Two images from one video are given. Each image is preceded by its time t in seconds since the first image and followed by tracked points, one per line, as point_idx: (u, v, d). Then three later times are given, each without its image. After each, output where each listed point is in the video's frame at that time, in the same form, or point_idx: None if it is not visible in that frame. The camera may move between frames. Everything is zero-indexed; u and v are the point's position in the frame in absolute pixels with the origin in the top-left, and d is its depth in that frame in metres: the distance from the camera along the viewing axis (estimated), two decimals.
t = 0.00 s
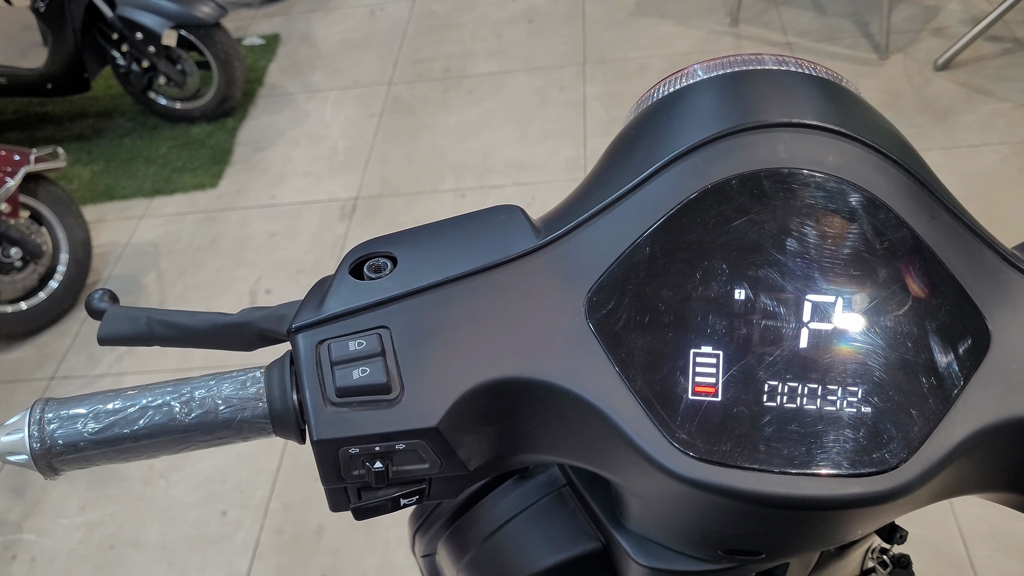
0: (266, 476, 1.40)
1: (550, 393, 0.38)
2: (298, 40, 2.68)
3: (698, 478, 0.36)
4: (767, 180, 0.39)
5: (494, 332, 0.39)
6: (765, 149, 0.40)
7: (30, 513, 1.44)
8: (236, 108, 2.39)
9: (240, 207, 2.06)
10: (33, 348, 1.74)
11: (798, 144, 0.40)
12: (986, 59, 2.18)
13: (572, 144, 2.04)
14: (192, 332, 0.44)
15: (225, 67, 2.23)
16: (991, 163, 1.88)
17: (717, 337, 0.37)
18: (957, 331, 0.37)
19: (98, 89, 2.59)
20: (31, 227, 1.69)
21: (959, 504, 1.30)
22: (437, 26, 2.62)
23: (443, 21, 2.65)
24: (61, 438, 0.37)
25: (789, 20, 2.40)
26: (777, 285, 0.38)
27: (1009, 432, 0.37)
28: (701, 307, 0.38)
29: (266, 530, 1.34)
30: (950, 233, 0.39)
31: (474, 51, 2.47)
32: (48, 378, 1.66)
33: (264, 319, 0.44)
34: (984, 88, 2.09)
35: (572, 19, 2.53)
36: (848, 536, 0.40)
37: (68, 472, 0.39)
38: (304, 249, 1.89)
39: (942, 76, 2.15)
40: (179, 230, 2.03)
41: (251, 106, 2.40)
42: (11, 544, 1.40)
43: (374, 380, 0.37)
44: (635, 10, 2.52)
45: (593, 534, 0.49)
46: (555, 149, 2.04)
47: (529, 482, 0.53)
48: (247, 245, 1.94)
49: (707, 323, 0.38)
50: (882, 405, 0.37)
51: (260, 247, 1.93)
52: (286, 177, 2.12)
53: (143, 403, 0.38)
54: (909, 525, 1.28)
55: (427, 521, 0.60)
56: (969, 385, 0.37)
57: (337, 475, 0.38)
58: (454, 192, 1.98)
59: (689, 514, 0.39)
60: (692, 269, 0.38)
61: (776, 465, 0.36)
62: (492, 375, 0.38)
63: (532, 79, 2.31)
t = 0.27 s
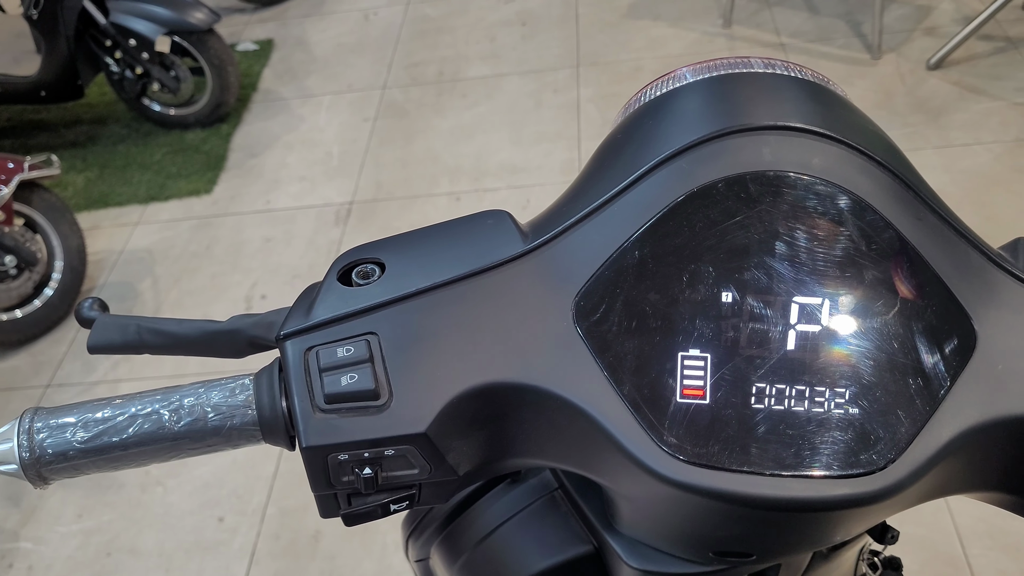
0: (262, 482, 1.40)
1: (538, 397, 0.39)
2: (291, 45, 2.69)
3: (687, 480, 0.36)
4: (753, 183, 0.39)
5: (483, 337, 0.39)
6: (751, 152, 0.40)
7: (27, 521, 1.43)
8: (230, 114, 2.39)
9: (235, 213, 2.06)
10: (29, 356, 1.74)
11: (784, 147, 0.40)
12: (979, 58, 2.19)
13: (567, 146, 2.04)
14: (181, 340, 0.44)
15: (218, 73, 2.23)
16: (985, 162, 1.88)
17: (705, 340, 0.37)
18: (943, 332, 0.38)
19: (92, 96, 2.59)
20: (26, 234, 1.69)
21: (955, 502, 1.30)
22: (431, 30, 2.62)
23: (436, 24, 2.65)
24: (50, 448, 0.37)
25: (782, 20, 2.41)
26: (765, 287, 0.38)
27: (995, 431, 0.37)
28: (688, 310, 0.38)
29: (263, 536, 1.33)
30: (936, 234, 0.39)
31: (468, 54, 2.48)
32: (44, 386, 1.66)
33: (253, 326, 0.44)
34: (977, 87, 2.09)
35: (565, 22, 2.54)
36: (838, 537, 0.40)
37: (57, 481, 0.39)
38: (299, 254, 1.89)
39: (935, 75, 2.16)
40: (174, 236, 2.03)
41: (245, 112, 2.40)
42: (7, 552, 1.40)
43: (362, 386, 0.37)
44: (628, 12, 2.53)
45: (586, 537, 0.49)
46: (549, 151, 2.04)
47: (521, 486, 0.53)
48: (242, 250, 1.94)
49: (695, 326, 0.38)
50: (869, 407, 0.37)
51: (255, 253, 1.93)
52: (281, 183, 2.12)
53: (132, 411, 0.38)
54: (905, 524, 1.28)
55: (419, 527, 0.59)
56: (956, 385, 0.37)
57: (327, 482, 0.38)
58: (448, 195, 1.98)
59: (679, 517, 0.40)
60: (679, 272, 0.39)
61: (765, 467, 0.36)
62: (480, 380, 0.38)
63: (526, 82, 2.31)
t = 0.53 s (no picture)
0: (259, 487, 1.40)
1: (529, 401, 0.39)
2: (286, 50, 2.69)
3: (678, 483, 0.36)
4: (742, 186, 0.40)
5: (473, 342, 0.39)
6: (740, 155, 0.40)
7: (24, 529, 1.43)
8: (226, 119, 2.39)
9: (231, 218, 2.06)
10: (25, 363, 1.74)
11: (773, 150, 0.40)
12: (972, 58, 2.19)
13: (562, 149, 2.05)
14: (174, 346, 0.44)
15: (213, 79, 2.24)
16: (979, 161, 1.89)
17: (695, 343, 0.38)
18: (932, 333, 0.38)
19: (87, 103, 2.60)
20: (21, 241, 1.69)
21: (952, 502, 1.30)
22: (425, 34, 2.62)
23: (431, 28, 2.65)
24: (43, 456, 0.37)
25: (775, 21, 2.41)
26: (754, 289, 0.38)
27: (984, 431, 0.37)
28: (677, 314, 0.38)
29: (261, 542, 1.33)
30: (923, 236, 0.39)
31: (463, 58, 2.48)
32: (40, 394, 1.66)
33: (246, 332, 0.45)
34: (970, 86, 2.10)
35: (559, 25, 2.54)
36: (830, 537, 0.41)
37: (50, 489, 0.39)
38: (295, 259, 1.89)
39: (928, 75, 2.16)
40: (170, 242, 2.03)
41: (240, 117, 2.40)
42: (5, 560, 1.40)
43: (353, 392, 0.37)
44: (622, 15, 2.53)
45: (579, 540, 0.49)
46: (544, 154, 2.04)
47: (515, 490, 0.53)
48: (238, 256, 1.94)
49: (685, 329, 0.38)
50: (858, 408, 0.37)
51: (251, 258, 1.93)
52: (276, 188, 2.12)
53: (124, 418, 0.38)
54: (902, 524, 1.28)
55: (414, 530, 0.59)
56: (945, 385, 0.37)
57: (319, 487, 0.38)
58: (444, 199, 1.98)
59: (671, 519, 0.40)
60: (668, 275, 0.39)
61: (755, 469, 0.36)
62: (471, 384, 0.38)
63: (520, 85, 2.31)
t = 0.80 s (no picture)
0: (257, 493, 1.40)
1: (520, 406, 0.39)
2: (281, 55, 2.69)
3: (668, 487, 0.37)
4: (730, 190, 0.40)
5: (463, 347, 0.39)
6: (729, 159, 0.40)
7: (23, 537, 1.43)
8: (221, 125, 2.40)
9: (227, 224, 2.06)
10: (22, 371, 1.74)
11: (761, 153, 0.40)
12: (966, 57, 2.20)
13: (557, 152, 2.05)
14: (167, 355, 0.44)
15: (209, 85, 2.24)
16: (974, 160, 1.89)
17: (684, 345, 0.38)
18: (921, 334, 0.38)
19: (83, 110, 2.60)
20: (17, 249, 1.69)
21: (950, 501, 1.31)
22: (420, 38, 2.63)
23: (426, 32, 2.65)
24: (35, 465, 0.37)
25: (770, 23, 2.42)
26: (742, 293, 0.38)
27: (973, 431, 0.37)
28: (667, 317, 0.38)
29: (260, 547, 1.33)
30: (911, 237, 0.39)
31: (458, 62, 2.48)
32: (38, 402, 1.66)
33: (237, 340, 0.45)
34: (964, 86, 2.10)
35: (554, 28, 2.54)
36: (822, 539, 0.41)
37: (42, 498, 0.39)
38: (292, 265, 1.89)
39: (923, 75, 2.17)
40: (167, 248, 2.03)
41: (236, 123, 2.41)
42: (3, 569, 1.39)
43: (344, 399, 0.37)
44: (616, 17, 2.53)
45: (573, 544, 0.49)
46: (540, 158, 2.04)
47: (509, 494, 0.53)
48: (235, 261, 1.94)
49: (675, 333, 0.38)
50: (848, 410, 0.37)
51: (248, 264, 1.93)
52: (273, 193, 2.13)
53: (116, 427, 0.38)
54: (900, 523, 1.28)
55: (409, 535, 0.59)
56: (933, 386, 0.37)
57: (311, 494, 0.38)
58: (440, 203, 1.98)
59: (662, 523, 0.40)
60: (658, 279, 0.39)
61: (744, 472, 0.36)
62: (462, 390, 0.38)
63: (515, 89, 2.31)
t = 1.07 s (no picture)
0: (254, 499, 1.40)
1: (506, 411, 0.39)
2: (275, 61, 2.69)
3: (655, 490, 0.37)
4: (714, 195, 0.40)
5: (449, 353, 0.39)
6: (713, 163, 0.40)
7: (19, 545, 1.43)
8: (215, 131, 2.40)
9: (222, 231, 2.06)
10: (18, 379, 1.73)
11: (745, 157, 0.40)
12: (958, 57, 2.20)
13: (551, 155, 2.05)
14: (155, 363, 0.44)
15: (202, 91, 2.24)
16: (966, 160, 1.90)
17: (670, 350, 0.38)
18: (906, 337, 0.38)
19: (77, 117, 2.60)
20: (11, 258, 1.69)
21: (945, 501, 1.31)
22: (414, 43, 2.63)
23: (419, 37, 2.66)
24: (23, 475, 0.37)
25: (762, 24, 2.42)
26: (727, 296, 0.38)
27: (958, 432, 0.37)
28: (652, 322, 0.38)
29: (256, 553, 1.33)
30: (894, 240, 0.40)
31: (451, 66, 2.48)
32: (33, 410, 1.66)
33: (225, 348, 0.45)
34: (956, 86, 2.11)
35: (547, 31, 2.55)
36: (810, 541, 0.41)
37: (31, 507, 0.39)
38: (286, 270, 1.89)
39: (915, 75, 2.17)
40: (162, 255, 2.03)
41: (230, 129, 2.41)
42: None
43: (330, 406, 0.37)
44: (609, 20, 2.54)
45: (563, 547, 0.49)
46: (534, 161, 2.05)
47: (499, 498, 0.53)
48: (230, 267, 1.94)
49: (660, 337, 0.38)
50: (834, 412, 0.37)
51: (243, 270, 1.93)
52: (267, 199, 2.13)
53: (104, 436, 0.38)
54: (896, 522, 1.29)
55: (400, 540, 0.59)
56: (917, 387, 0.38)
57: (299, 500, 0.38)
58: (435, 207, 1.98)
59: (651, 526, 0.40)
60: (643, 283, 0.39)
61: (730, 475, 0.37)
62: (448, 396, 0.38)
63: (509, 93, 2.32)
